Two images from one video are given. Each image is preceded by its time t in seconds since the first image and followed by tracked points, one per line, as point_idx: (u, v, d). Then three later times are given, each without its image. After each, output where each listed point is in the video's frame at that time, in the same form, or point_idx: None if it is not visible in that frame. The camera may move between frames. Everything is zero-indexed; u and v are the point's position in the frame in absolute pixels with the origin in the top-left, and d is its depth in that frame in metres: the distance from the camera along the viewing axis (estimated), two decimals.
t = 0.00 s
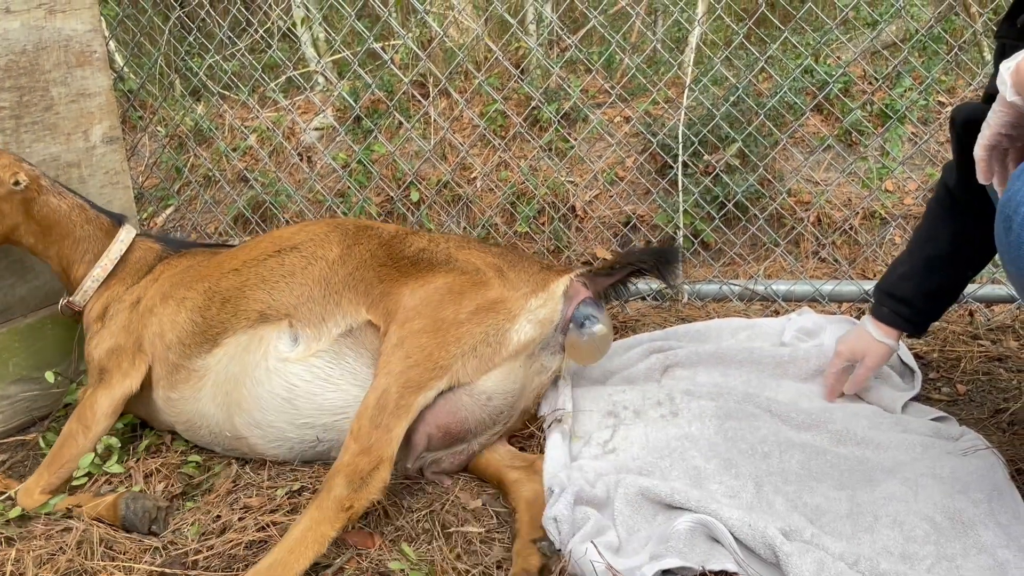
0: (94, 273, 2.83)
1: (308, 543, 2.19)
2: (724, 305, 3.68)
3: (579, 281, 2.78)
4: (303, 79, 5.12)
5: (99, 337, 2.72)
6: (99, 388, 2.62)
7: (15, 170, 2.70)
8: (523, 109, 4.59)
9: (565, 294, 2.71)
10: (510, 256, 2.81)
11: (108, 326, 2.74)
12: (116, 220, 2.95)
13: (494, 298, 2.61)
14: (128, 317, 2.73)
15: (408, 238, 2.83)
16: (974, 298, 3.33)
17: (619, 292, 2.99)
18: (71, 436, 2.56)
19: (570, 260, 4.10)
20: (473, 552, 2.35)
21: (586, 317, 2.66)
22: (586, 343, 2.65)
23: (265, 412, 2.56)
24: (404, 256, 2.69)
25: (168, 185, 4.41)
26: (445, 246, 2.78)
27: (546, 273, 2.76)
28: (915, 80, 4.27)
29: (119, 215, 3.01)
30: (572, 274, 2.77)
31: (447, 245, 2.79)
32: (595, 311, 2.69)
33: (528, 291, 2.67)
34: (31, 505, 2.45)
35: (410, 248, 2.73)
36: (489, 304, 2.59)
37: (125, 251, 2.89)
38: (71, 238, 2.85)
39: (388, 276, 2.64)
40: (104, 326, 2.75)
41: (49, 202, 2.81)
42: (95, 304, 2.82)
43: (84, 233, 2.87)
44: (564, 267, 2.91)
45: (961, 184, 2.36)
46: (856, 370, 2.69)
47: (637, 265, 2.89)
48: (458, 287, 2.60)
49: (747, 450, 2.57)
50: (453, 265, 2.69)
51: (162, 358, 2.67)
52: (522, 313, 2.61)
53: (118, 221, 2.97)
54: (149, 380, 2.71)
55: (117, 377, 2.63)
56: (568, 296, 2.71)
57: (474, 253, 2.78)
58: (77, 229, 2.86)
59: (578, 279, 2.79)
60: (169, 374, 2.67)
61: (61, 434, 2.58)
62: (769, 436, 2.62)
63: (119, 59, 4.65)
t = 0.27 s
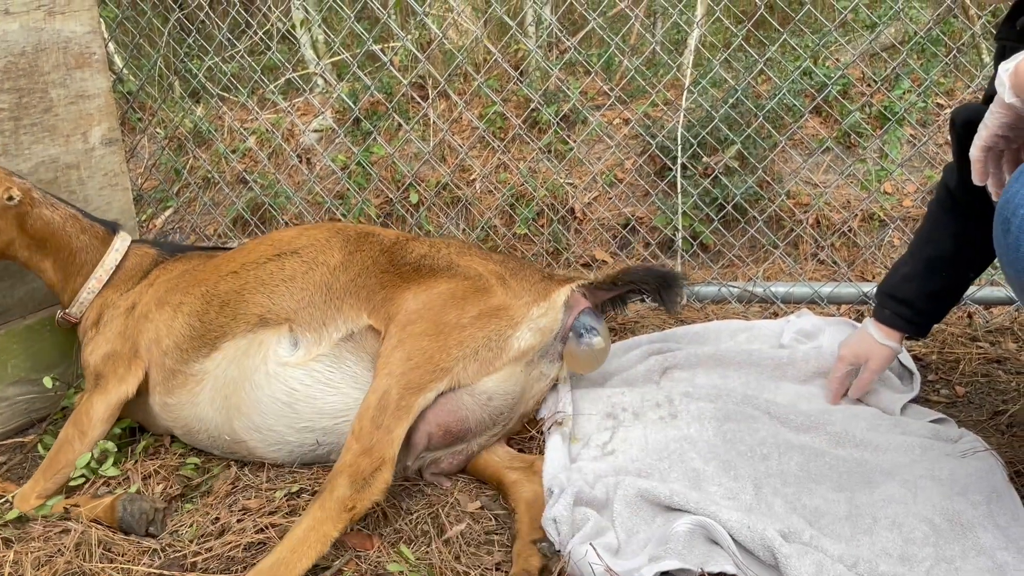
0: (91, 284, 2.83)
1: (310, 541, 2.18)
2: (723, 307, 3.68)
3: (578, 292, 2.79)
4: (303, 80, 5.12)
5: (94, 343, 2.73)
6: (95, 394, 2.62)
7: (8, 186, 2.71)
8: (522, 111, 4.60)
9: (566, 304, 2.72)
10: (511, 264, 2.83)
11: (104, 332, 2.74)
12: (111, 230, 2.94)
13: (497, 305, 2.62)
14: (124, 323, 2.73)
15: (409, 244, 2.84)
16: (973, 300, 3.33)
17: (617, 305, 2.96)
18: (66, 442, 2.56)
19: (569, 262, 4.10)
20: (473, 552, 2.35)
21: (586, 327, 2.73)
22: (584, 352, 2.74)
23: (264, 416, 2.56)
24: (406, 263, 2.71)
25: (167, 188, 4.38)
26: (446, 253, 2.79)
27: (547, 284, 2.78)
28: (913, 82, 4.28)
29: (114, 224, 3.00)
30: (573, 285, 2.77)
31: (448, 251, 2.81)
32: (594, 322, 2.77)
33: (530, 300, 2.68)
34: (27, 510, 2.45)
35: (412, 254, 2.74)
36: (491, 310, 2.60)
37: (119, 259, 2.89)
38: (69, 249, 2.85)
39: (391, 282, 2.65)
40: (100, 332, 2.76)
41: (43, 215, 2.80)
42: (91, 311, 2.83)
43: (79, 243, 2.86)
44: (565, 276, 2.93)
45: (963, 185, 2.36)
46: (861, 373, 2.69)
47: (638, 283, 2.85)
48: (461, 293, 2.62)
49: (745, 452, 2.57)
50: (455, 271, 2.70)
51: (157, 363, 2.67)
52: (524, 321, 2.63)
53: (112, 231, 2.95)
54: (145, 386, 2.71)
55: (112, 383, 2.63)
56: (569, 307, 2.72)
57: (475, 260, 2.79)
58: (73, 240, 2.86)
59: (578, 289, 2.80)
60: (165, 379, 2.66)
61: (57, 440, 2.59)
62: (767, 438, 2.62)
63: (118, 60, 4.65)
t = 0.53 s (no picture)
0: (91, 287, 2.83)
1: (317, 542, 2.20)
2: (722, 308, 3.68)
3: (580, 297, 2.80)
4: (301, 82, 5.13)
5: (93, 345, 2.73)
6: (93, 396, 2.62)
7: (11, 194, 2.69)
8: (521, 112, 4.63)
9: (567, 311, 2.74)
10: (512, 269, 2.85)
11: (103, 334, 2.74)
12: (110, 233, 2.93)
13: (500, 308, 2.64)
14: (122, 325, 2.74)
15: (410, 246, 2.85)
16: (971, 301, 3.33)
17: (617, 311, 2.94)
18: (63, 445, 2.56)
19: (568, 264, 4.09)
20: (472, 554, 2.35)
21: (587, 335, 2.75)
22: (585, 360, 2.74)
23: (264, 417, 2.56)
24: (409, 265, 2.72)
25: (165, 189, 4.37)
26: (448, 256, 2.80)
27: (549, 291, 2.79)
28: (912, 85, 4.28)
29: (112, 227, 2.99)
30: (574, 291, 2.79)
31: (451, 254, 2.82)
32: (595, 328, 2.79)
33: (533, 305, 2.70)
34: (25, 510, 2.44)
35: (415, 257, 2.75)
36: (495, 313, 2.62)
37: (119, 263, 2.89)
38: (70, 254, 2.84)
39: (395, 284, 2.66)
40: (98, 334, 2.76)
41: (44, 221, 2.79)
42: (90, 313, 2.83)
43: (80, 248, 2.85)
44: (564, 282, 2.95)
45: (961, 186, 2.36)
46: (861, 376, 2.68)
47: (640, 294, 2.81)
48: (465, 296, 2.64)
49: (744, 454, 2.57)
50: (458, 274, 2.72)
51: (156, 364, 2.66)
52: (527, 325, 2.64)
53: (111, 234, 2.94)
54: (143, 388, 2.70)
55: (110, 385, 2.63)
56: (570, 313, 2.74)
57: (477, 263, 2.81)
58: (74, 244, 2.85)
59: (580, 295, 2.81)
60: (163, 380, 2.66)
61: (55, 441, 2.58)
62: (767, 440, 2.62)
63: (117, 62, 4.65)
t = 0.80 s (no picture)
0: (88, 287, 2.83)
1: (317, 544, 2.20)
2: (721, 309, 3.67)
3: (579, 297, 2.81)
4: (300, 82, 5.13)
5: (89, 346, 2.73)
6: (91, 397, 2.61)
7: (15, 195, 2.67)
8: (519, 113, 4.62)
9: (567, 311, 2.74)
10: (511, 270, 2.85)
11: (100, 336, 2.73)
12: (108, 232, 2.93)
13: (499, 309, 2.64)
14: (119, 326, 2.73)
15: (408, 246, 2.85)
16: (969, 302, 3.33)
17: (615, 310, 2.95)
18: (62, 445, 2.55)
19: (566, 265, 4.08)
20: (470, 554, 2.35)
21: (587, 335, 2.79)
22: (584, 357, 2.79)
23: (262, 419, 2.55)
24: (406, 265, 2.71)
25: (163, 189, 4.35)
26: (446, 257, 2.80)
27: (547, 290, 2.80)
28: (911, 86, 4.28)
29: (108, 227, 2.99)
30: (573, 291, 2.80)
31: (449, 255, 2.81)
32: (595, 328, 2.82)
33: (532, 306, 2.70)
34: (21, 511, 2.43)
35: (413, 257, 2.74)
36: (495, 314, 2.62)
37: (117, 263, 2.88)
38: (70, 255, 2.83)
39: (393, 285, 2.66)
40: (95, 336, 2.76)
41: (45, 223, 2.77)
42: (86, 315, 2.82)
43: (80, 249, 2.84)
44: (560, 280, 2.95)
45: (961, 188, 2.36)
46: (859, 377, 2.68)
47: (638, 292, 2.83)
48: (465, 297, 2.64)
49: (744, 455, 2.57)
50: (456, 275, 2.71)
51: (153, 366, 2.66)
52: (527, 326, 2.64)
53: (109, 235, 2.94)
54: (140, 391, 2.70)
55: (108, 387, 2.63)
56: (569, 313, 2.74)
57: (474, 264, 2.81)
58: (74, 245, 2.84)
59: (579, 295, 2.82)
60: (159, 382, 2.65)
61: (52, 442, 2.57)
62: (767, 441, 2.61)
63: (115, 62, 4.65)
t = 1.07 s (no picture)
0: (82, 293, 2.81)
1: (317, 548, 2.20)
2: (719, 310, 3.68)
3: (571, 289, 2.81)
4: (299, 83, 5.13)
5: (89, 354, 2.73)
6: (95, 403, 2.62)
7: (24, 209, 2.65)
8: (518, 115, 4.61)
9: (559, 304, 2.74)
10: (501, 265, 2.85)
11: (98, 342, 2.74)
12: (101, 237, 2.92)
13: (489, 303, 2.64)
14: (116, 332, 2.74)
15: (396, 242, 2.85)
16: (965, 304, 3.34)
17: (610, 302, 2.96)
18: (65, 447, 2.57)
19: (565, 266, 4.10)
20: (469, 556, 2.35)
21: (581, 328, 2.75)
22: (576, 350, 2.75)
23: (259, 421, 2.55)
24: (394, 261, 2.71)
25: (162, 190, 4.36)
26: (434, 252, 2.80)
27: (538, 284, 2.79)
28: (909, 87, 4.29)
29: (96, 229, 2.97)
30: (566, 283, 2.80)
31: (438, 251, 2.81)
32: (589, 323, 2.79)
33: (523, 299, 2.70)
34: (19, 510, 2.43)
35: (400, 252, 2.74)
36: (484, 308, 2.62)
37: (113, 269, 2.89)
38: (69, 265, 2.81)
39: (382, 281, 2.66)
40: (94, 342, 2.76)
41: (47, 236, 2.74)
42: (80, 322, 2.81)
43: (78, 258, 2.83)
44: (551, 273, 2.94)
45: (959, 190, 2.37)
46: (857, 379, 2.68)
47: (631, 282, 2.83)
48: (453, 291, 2.63)
49: (742, 456, 2.58)
50: (445, 270, 2.71)
51: (152, 371, 2.67)
52: (518, 320, 2.63)
53: (101, 239, 2.92)
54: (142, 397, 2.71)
55: (113, 393, 2.64)
56: (562, 306, 2.74)
57: (464, 260, 2.81)
58: (72, 255, 2.82)
59: (571, 288, 2.81)
60: (158, 387, 2.66)
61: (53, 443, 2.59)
62: (765, 443, 2.61)
63: (114, 63, 4.66)
